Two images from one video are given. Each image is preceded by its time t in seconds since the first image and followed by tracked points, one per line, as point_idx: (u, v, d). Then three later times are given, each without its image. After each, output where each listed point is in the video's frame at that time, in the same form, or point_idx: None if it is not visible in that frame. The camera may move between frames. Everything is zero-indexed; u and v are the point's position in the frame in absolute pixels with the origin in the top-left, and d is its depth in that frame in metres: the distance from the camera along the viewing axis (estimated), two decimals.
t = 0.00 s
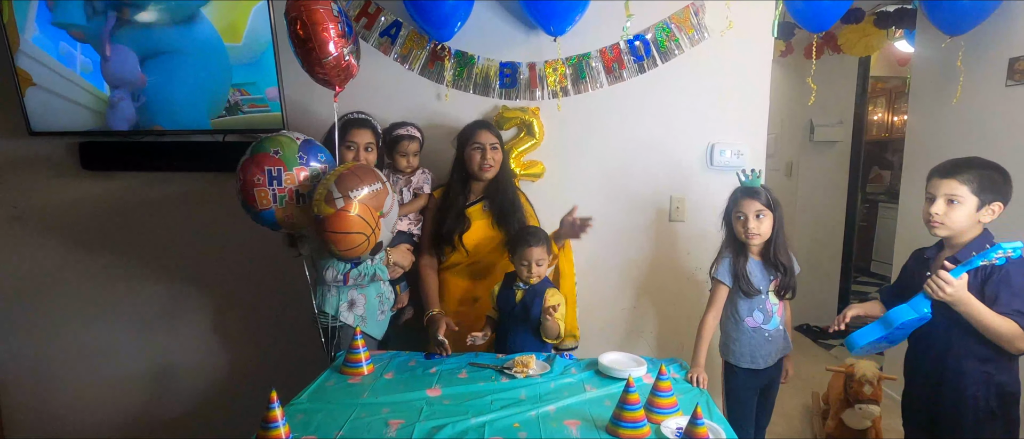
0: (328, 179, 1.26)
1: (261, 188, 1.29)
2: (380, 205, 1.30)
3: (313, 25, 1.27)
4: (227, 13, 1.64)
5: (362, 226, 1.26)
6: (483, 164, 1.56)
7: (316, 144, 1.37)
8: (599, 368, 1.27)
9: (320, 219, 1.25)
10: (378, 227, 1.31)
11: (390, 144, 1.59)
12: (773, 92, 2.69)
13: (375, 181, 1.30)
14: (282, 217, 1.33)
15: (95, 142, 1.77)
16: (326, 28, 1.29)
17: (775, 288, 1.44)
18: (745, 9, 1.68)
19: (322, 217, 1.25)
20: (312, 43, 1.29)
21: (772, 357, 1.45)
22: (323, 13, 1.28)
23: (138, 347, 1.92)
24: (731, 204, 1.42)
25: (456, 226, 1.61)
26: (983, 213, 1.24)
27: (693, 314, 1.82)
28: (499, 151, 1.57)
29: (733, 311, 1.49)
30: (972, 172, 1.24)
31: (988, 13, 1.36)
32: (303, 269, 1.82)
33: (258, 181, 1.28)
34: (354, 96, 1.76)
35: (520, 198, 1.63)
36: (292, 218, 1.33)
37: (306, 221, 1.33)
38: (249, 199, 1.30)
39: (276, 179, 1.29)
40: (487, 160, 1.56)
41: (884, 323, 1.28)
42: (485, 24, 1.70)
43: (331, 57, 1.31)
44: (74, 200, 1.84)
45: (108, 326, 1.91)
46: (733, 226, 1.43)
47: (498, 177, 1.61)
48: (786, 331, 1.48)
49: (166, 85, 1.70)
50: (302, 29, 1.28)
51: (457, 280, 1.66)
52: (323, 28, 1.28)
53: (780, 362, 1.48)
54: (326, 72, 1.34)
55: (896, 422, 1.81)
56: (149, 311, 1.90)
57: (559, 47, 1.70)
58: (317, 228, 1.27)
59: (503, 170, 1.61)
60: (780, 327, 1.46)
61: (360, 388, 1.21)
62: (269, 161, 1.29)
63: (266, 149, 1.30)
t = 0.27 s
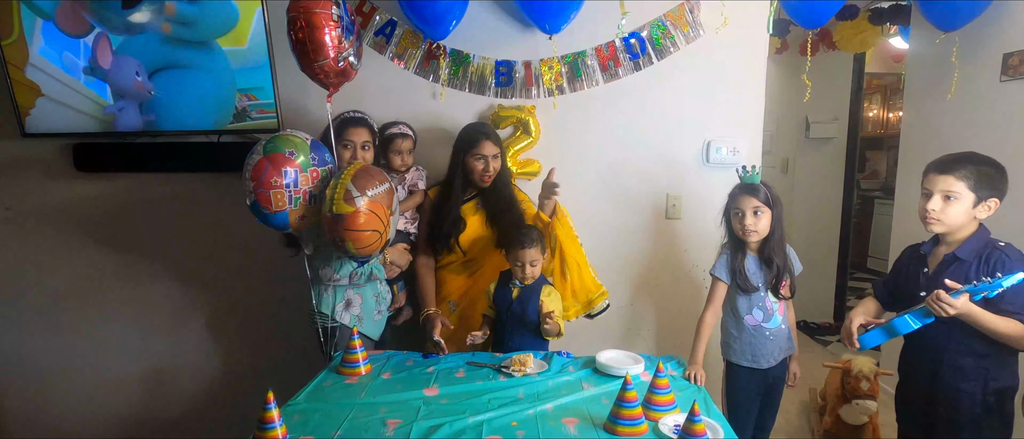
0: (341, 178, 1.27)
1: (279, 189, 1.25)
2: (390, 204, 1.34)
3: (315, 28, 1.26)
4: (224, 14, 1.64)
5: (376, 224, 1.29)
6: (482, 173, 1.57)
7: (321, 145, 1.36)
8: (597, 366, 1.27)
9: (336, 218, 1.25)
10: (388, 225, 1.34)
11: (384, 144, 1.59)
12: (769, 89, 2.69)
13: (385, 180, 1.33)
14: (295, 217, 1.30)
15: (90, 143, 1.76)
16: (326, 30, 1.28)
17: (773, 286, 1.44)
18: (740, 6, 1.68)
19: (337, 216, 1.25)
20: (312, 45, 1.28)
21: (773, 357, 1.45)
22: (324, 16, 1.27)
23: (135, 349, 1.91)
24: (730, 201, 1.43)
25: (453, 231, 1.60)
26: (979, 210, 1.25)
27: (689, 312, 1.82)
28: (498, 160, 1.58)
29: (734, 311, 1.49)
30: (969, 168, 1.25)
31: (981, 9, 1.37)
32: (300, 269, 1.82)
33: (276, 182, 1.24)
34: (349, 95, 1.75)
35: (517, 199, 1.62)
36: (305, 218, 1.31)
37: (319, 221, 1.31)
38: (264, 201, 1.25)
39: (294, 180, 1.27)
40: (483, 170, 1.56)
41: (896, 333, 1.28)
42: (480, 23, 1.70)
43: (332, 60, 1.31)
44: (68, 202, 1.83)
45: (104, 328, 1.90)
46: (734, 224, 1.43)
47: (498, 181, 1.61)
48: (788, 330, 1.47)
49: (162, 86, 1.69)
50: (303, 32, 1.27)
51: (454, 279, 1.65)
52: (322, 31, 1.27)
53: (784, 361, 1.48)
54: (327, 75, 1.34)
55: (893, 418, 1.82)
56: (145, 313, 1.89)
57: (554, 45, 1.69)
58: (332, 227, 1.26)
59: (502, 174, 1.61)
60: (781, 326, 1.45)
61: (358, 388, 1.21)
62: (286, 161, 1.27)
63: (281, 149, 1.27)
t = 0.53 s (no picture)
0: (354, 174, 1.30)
1: (301, 187, 1.24)
2: (394, 200, 1.39)
3: (324, 26, 1.26)
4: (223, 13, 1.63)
5: (385, 219, 1.33)
6: (477, 169, 1.56)
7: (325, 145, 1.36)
8: (597, 365, 1.27)
9: (350, 213, 1.28)
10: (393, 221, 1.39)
11: (385, 144, 1.59)
12: (769, 89, 2.69)
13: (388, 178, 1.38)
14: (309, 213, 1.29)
15: (89, 141, 1.75)
16: (334, 28, 1.28)
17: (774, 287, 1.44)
18: (739, 5, 1.67)
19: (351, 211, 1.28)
20: (320, 43, 1.28)
21: (772, 357, 1.45)
22: (332, 14, 1.27)
23: (134, 348, 1.91)
24: (735, 199, 1.42)
25: (451, 231, 1.60)
26: (979, 209, 1.25)
27: (689, 311, 1.82)
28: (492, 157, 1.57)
29: (731, 312, 1.50)
30: (967, 168, 1.24)
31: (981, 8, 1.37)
32: (301, 269, 1.82)
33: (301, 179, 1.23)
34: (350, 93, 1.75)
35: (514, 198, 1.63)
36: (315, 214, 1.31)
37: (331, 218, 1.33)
38: (287, 198, 1.22)
39: (314, 177, 1.26)
40: (480, 165, 1.55)
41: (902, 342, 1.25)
42: (480, 22, 1.70)
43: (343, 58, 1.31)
44: (68, 200, 1.83)
45: (103, 327, 1.90)
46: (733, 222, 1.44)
47: (492, 180, 1.61)
48: (789, 331, 1.46)
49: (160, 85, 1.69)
50: (311, 30, 1.27)
51: (454, 279, 1.65)
52: (332, 29, 1.27)
53: (785, 362, 1.47)
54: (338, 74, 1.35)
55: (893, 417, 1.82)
56: (144, 311, 1.89)
57: (554, 44, 1.69)
58: (345, 222, 1.29)
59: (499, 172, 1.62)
60: (780, 326, 1.44)
61: (358, 386, 1.21)
62: (308, 159, 1.26)
63: (300, 147, 1.25)
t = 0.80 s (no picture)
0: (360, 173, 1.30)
1: (322, 183, 1.27)
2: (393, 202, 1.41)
3: (331, 24, 1.27)
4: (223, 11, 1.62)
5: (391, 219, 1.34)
6: (478, 167, 1.55)
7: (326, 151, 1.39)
8: (597, 365, 1.27)
9: (360, 213, 1.27)
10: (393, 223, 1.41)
11: (387, 144, 1.59)
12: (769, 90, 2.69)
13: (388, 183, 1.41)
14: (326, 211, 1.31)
15: (88, 140, 1.75)
16: (342, 26, 1.28)
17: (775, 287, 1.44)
18: (739, 6, 1.68)
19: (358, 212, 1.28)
20: (325, 41, 1.28)
21: (772, 358, 1.44)
22: (339, 13, 1.27)
23: (133, 347, 1.90)
24: (744, 199, 1.40)
25: (451, 230, 1.59)
26: (979, 212, 1.25)
27: (689, 312, 1.82)
28: (494, 153, 1.57)
29: (733, 313, 1.50)
30: (961, 173, 1.25)
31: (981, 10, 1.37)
32: (300, 268, 1.82)
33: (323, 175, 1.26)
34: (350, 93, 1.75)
35: (515, 198, 1.63)
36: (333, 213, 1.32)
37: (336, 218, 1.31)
38: (314, 195, 1.24)
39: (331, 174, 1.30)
40: (482, 164, 1.55)
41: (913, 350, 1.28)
42: (480, 22, 1.70)
43: (347, 55, 1.30)
44: (67, 199, 1.83)
45: (102, 326, 1.90)
46: (742, 224, 1.42)
47: (493, 178, 1.61)
48: (788, 331, 1.47)
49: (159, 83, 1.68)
50: (317, 28, 1.28)
51: (453, 279, 1.64)
52: (339, 28, 1.27)
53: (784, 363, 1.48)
54: (345, 73, 1.34)
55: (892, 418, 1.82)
56: (143, 311, 1.89)
57: (554, 44, 1.69)
58: (353, 222, 1.28)
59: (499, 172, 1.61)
60: (780, 326, 1.45)
61: (358, 386, 1.21)
62: (323, 157, 1.29)
63: (321, 145, 1.29)
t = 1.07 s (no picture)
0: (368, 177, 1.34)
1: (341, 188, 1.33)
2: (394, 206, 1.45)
3: (336, 30, 1.29)
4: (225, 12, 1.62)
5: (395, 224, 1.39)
6: (478, 167, 1.57)
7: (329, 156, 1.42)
8: (598, 369, 1.27)
9: (368, 218, 1.32)
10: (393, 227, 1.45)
11: (392, 146, 1.59)
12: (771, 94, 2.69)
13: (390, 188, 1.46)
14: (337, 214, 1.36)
15: (93, 144, 1.76)
16: (347, 31, 1.30)
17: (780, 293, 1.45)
18: (741, 10, 1.68)
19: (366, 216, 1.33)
20: (332, 47, 1.31)
21: (774, 362, 1.46)
22: (344, 18, 1.30)
23: (136, 350, 1.91)
24: (765, 203, 1.38)
25: (453, 233, 1.61)
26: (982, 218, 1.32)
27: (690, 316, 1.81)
28: (495, 154, 1.58)
29: (732, 316, 1.50)
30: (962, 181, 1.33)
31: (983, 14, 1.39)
32: (303, 271, 1.82)
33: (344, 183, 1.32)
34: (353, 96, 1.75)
35: (517, 202, 1.63)
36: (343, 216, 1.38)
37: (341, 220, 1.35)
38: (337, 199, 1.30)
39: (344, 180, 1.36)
40: (481, 165, 1.57)
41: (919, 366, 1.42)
42: (482, 26, 1.70)
43: (354, 59, 1.33)
44: (70, 202, 1.83)
45: (105, 329, 1.90)
46: (768, 228, 1.39)
47: (495, 179, 1.61)
48: (789, 335, 1.48)
49: (167, 87, 1.70)
50: (323, 34, 1.31)
51: (454, 283, 1.64)
52: (345, 33, 1.30)
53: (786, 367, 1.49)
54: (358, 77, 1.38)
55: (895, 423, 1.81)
56: (146, 314, 1.89)
57: (557, 48, 1.70)
58: (361, 226, 1.32)
59: (500, 174, 1.62)
60: (784, 331, 1.46)
61: (359, 389, 1.21)
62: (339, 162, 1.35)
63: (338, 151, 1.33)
